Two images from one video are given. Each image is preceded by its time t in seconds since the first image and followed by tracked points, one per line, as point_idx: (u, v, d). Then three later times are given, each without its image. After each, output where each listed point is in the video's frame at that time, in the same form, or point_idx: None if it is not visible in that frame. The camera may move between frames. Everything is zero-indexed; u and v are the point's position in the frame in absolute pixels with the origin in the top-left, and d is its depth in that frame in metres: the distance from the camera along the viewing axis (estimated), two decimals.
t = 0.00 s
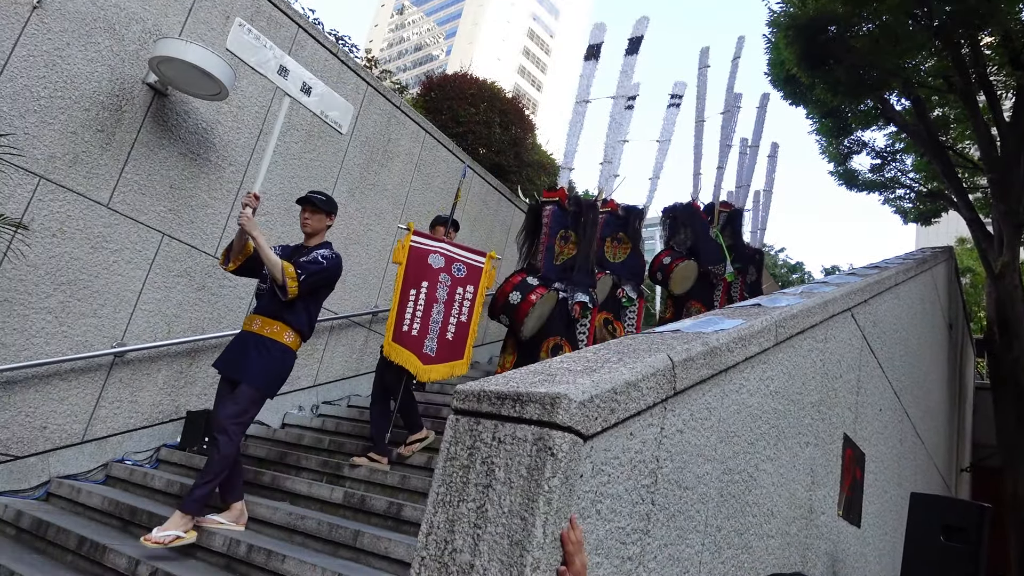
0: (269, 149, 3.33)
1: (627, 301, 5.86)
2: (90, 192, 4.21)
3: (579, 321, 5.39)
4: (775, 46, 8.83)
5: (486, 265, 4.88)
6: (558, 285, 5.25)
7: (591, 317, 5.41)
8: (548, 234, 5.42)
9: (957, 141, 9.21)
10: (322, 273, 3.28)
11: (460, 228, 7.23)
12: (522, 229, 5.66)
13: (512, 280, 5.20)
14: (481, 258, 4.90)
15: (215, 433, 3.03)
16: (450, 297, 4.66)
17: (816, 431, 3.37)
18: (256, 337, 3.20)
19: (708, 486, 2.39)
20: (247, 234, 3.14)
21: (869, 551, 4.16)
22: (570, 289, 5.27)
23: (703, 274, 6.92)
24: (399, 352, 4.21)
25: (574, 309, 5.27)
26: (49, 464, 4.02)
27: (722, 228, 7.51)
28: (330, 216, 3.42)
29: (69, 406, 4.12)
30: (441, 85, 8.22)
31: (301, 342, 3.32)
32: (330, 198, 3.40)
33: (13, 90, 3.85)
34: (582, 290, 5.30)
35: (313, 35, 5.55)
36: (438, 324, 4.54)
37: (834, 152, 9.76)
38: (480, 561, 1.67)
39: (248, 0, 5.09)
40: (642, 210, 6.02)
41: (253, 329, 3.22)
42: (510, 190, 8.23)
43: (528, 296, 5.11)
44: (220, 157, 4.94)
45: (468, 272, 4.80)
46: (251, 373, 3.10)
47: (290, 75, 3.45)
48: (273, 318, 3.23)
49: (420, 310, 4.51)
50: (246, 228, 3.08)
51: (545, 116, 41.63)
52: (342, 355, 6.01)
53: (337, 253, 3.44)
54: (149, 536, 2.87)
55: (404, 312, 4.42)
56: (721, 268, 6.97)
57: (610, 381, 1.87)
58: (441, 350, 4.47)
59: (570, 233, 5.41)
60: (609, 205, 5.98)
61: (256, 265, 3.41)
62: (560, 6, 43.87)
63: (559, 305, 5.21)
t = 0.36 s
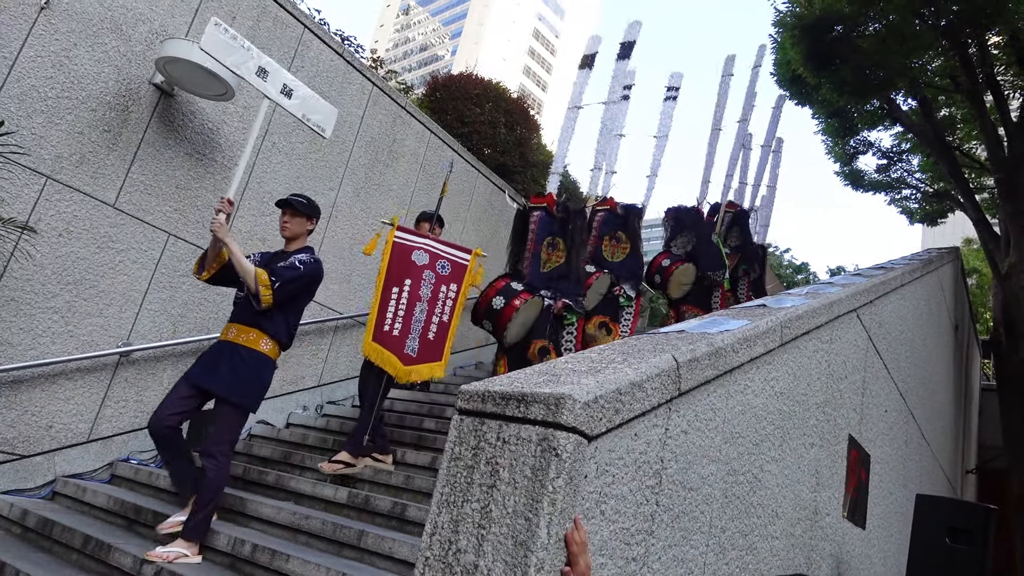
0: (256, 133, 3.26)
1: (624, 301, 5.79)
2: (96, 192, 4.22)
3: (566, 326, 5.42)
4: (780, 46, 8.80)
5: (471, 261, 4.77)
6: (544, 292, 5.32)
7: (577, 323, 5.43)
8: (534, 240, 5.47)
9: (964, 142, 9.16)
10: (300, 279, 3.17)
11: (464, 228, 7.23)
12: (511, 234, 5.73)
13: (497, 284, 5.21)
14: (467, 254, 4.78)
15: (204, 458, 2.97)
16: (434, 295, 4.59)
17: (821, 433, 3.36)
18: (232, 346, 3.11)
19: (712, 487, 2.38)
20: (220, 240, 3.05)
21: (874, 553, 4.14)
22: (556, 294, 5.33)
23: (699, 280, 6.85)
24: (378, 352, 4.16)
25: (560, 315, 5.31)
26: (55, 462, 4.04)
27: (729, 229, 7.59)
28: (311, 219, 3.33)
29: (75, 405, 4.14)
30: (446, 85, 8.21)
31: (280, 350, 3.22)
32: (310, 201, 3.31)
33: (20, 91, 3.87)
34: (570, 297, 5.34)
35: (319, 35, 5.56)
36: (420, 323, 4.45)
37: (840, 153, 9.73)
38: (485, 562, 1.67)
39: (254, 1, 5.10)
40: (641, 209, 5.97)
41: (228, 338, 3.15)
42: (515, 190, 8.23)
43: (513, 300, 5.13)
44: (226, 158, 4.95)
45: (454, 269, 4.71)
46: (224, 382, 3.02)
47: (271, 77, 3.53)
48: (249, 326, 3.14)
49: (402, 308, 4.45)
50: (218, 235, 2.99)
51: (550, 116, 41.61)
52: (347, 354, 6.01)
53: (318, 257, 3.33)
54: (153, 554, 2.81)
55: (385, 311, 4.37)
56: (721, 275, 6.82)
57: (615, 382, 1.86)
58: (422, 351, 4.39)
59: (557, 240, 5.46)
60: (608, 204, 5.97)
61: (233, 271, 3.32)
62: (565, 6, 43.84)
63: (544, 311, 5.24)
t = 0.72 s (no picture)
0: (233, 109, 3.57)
1: (629, 303, 5.70)
2: (107, 190, 4.24)
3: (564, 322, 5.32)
4: (790, 43, 8.76)
5: (462, 267, 4.53)
6: (541, 287, 5.30)
7: (576, 319, 5.30)
8: (530, 234, 5.49)
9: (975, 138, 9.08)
10: (280, 273, 3.05)
11: (473, 226, 7.23)
12: (508, 229, 5.77)
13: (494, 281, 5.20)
14: (457, 260, 4.54)
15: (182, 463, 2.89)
16: (422, 301, 4.34)
17: (831, 431, 3.34)
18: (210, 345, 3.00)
19: (722, 485, 2.38)
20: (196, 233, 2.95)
21: (884, 551, 4.12)
22: (554, 289, 5.30)
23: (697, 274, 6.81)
24: (359, 360, 3.94)
25: (558, 309, 5.26)
26: (67, 459, 4.07)
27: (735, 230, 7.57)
28: (294, 212, 3.22)
29: (87, 402, 4.17)
30: (454, 83, 8.21)
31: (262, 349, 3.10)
32: (294, 194, 3.22)
33: (32, 90, 3.89)
34: (567, 291, 5.28)
35: (327, 34, 5.58)
36: (405, 331, 4.21)
37: (850, 150, 9.68)
38: (495, 558, 1.67)
39: None
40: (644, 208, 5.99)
41: (209, 337, 3.03)
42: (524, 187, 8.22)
43: (509, 296, 5.15)
44: (235, 156, 4.97)
45: (443, 275, 4.46)
46: (204, 383, 2.90)
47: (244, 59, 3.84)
48: (229, 324, 3.02)
49: (387, 314, 4.18)
50: (195, 227, 2.88)
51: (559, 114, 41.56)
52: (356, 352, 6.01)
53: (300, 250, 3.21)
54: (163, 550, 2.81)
55: (371, 318, 4.11)
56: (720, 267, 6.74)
57: (624, 379, 1.86)
58: (405, 359, 4.15)
59: (554, 233, 5.49)
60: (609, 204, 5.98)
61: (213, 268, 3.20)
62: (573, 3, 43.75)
63: (540, 307, 5.24)
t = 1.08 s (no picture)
0: (218, 112, 4.07)
1: (650, 306, 5.71)
2: (135, 192, 4.31)
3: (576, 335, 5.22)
4: (815, 47, 8.67)
5: (462, 274, 4.45)
6: (553, 298, 5.21)
7: (588, 333, 5.20)
8: (540, 242, 5.34)
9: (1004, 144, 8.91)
10: (263, 280, 2.90)
11: (493, 230, 7.24)
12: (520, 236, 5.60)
13: (506, 287, 5.09)
14: (457, 267, 4.46)
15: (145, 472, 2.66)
16: (422, 309, 4.26)
17: (855, 440, 3.30)
18: (184, 351, 2.80)
19: (743, 493, 2.35)
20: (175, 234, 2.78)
21: (909, 563, 4.05)
22: (565, 300, 5.19)
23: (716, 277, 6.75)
24: (356, 369, 3.85)
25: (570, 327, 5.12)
26: (92, 456, 4.13)
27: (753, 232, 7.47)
28: (281, 216, 3.10)
29: (113, 401, 4.23)
30: (476, 87, 8.25)
31: (237, 356, 2.93)
32: (282, 197, 3.09)
33: (63, 93, 3.97)
34: (579, 304, 5.17)
35: (351, 38, 5.63)
36: (405, 339, 4.12)
37: (876, 155, 9.56)
38: (514, 564, 1.67)
39: (288, 4, 5.17)
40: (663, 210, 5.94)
41: (181, 342, 2.82)
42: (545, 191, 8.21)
43: (521, 305, 5.04)
44: (260, 159, 5.02)
45: (444, 281, 4.39)
46: (177, 391, 2.71)
47: (232, 57, 4.28)
48: (205, 329, 2.84)
49: (385, 322, 4.10)
50: (174, 228, 2.71)
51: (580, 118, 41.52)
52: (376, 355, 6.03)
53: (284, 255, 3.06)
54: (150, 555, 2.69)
55: (368, 326, 4.04)
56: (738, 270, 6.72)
57: (645, 386, 1.85)
58: (406, 368, 4.05)
59: (566, 242, 5.36)
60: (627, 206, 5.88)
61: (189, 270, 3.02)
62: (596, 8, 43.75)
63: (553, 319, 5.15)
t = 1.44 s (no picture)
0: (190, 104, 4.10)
1: (647, 311, 5.61)
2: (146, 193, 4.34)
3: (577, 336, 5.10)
4: (825, 46, 8.63)
5: (449, 277, 4.47)
6: (551, 297, 5.03)
7: (587, 332, 5.09)
8: (540, 239, 5.27)
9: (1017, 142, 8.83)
10: (233, 276, 2.85)
11: (502, 230, 7.24)
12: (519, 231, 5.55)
13: (500, 290, 4.95)
14: (442, 270, 4.47)
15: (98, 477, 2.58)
16: (407, 310, 4.25)
17: (866, 440, 3.28)
18: (152, 353, 2.75)
19: (753, 493, 2.34)
20: (139, 230, 2.70)
21: (920, 564, 4.02)
22: (563, 299, 5.01)
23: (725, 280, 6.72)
24: (338, 368, 3.81)
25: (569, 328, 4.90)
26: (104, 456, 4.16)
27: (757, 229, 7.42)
28: (252, 209, 3.03)
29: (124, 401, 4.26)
30: (485, 87, 8.26)
31: (207, 356, 2.88)
32: (254, 189, 3.03)
33: (75, 96, 4.01)
34: (579, 301, 4.94)
35: (361, 39, 5.66)
36: (388, 340, 4.12)
37: (886, 154, 9.51)
38: (523, 563, 1.67)
39: (297, 6, 5.19)
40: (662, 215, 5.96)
41: (149, 342, 2.79)
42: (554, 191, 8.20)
43: (516, 307, 4.89)
44: (270, 160, 5.05)
45: (430, 284, 4.39)
46: (141, 392, 2.67)
47: (208, 45, 4.25)
48: (173, 328, 2.80)
49: (369, 322, 4.09)
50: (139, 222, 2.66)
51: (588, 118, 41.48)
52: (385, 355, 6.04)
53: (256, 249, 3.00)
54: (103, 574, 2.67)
55: (350, 326, 4.02)
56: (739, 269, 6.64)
57: (654, 385, 1.85)
58: (388, 370, 4.05)
59: (565, 239, 5.25)
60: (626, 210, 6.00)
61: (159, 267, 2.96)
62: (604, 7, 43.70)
63: (552, 319, 4.96)
